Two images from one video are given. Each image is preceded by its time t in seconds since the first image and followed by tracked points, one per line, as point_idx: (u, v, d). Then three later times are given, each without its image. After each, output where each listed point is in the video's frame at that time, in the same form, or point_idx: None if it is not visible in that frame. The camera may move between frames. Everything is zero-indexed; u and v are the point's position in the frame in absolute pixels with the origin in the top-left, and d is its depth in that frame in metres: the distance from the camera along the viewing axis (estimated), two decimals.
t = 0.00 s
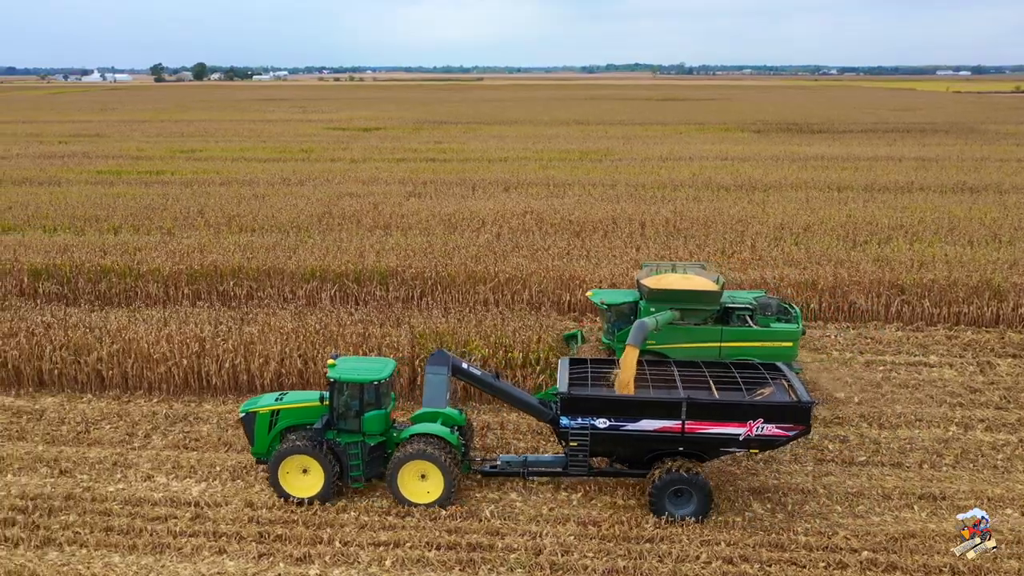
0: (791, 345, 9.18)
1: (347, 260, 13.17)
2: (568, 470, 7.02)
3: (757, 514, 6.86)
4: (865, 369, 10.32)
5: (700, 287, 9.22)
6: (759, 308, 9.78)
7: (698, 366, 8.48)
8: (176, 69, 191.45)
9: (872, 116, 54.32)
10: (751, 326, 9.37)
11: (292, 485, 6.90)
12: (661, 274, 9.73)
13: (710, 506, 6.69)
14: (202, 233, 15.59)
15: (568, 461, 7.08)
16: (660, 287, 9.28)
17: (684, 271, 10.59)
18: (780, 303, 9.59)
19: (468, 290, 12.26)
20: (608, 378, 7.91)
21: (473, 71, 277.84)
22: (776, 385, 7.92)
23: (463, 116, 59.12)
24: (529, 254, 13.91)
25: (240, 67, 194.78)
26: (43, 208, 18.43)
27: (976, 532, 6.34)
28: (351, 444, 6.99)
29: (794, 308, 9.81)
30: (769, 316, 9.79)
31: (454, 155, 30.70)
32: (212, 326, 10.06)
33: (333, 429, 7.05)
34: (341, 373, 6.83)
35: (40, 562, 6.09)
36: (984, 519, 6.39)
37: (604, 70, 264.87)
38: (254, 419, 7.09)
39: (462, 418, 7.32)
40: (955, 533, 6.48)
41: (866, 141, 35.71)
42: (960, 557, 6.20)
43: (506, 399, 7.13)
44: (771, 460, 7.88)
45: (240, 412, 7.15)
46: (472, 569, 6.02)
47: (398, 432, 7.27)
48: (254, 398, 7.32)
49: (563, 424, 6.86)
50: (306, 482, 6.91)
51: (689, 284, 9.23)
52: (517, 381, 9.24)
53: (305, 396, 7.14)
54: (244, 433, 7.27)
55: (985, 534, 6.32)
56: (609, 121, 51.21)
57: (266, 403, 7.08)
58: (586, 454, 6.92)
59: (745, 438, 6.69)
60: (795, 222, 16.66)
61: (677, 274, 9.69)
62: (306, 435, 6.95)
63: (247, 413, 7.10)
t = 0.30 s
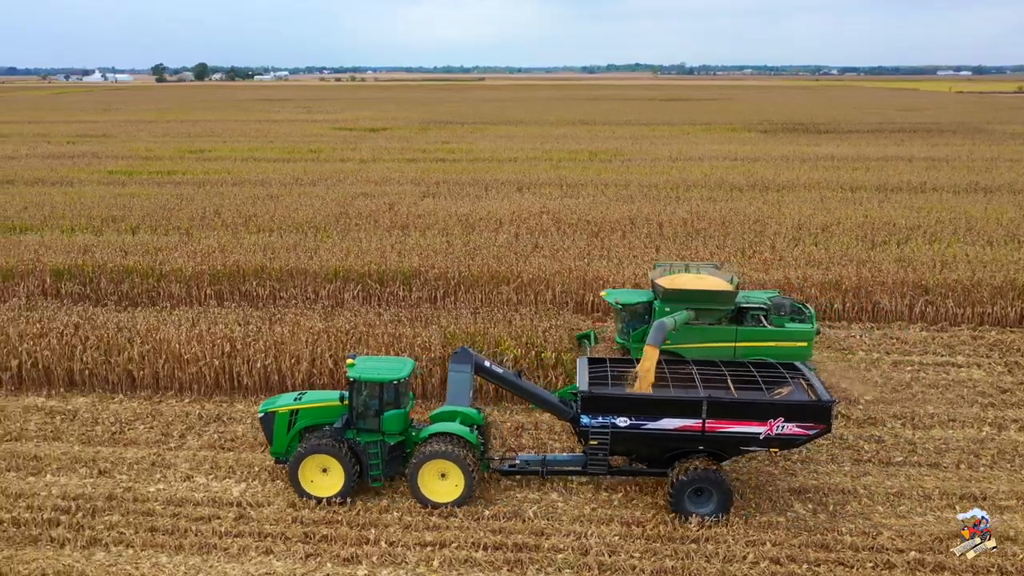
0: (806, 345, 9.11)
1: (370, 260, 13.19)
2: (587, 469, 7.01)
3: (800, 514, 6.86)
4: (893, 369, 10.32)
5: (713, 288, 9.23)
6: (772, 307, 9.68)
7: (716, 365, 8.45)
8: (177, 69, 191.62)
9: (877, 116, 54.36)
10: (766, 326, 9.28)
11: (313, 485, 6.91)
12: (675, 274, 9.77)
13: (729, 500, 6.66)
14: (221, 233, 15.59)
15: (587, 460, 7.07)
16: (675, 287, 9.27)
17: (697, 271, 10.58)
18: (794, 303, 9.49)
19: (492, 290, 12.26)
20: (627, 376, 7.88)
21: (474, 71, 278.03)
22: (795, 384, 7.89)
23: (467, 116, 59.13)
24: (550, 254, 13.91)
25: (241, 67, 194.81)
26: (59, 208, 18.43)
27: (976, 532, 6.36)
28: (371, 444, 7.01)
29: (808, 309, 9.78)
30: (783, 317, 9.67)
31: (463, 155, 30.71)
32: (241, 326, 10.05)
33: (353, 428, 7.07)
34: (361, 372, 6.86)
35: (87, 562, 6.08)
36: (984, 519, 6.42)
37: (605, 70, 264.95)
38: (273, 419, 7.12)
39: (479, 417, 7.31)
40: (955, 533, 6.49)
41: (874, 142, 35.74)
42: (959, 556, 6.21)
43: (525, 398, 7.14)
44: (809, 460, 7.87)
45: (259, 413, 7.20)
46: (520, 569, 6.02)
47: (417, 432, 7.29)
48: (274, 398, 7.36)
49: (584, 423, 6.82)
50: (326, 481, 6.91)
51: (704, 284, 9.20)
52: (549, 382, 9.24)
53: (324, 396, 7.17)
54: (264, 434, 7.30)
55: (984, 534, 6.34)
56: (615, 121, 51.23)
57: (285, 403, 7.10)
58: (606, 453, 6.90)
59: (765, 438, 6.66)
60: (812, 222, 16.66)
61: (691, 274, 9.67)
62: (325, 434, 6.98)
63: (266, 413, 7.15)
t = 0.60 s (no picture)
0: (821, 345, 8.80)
1: (392, 260, 13.19)
2: (605, 468, 7.00)
3: (843, 514, 6.86)
4: (921, 369, 10.31)
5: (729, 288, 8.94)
6: (786, 308, 9.59)
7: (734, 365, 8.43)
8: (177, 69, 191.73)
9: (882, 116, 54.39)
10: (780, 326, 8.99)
11: (332, 484, 6.92)
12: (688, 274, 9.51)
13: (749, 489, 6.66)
14: (239, 233, 15.60)
15: (605, 459, 7.06)
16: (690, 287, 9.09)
17: (710, 271, 10.45)
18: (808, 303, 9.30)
19: (516, 290, 12.26)
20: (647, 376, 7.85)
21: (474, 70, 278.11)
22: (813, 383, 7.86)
23: (472, 116, 59.17)
24: (570, 254, 13.90)
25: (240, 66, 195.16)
26: (74, 208, 18.43)
27: (976, 532, 6.36)
28: (391, 443, 7.02)
29: (822, 309, 9.61)
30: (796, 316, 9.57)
31: (473, 155, 30.72)
32: (270, 327, 10.04)
33: (372, 427, 7.08)
34: (381, 372, 6.87)
35: (135, 562, 6.08)
36: (984, 519, 6.41)
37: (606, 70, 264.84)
38: (292, 419, 7.10)
39: (498, 416, 7.30)
40: (955, 533, 6.50)
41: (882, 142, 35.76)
42: (959, 556, 6.24)
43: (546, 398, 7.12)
44: (846, 460, 7.86)
45: (278, 412, 7.18)
46: (568, 569, 6.02)
47: (436, 431, 7.29)
48: (291, 397, 7.33)
49: (603, 422, 6.79)
50: (346, 480, 6.92)
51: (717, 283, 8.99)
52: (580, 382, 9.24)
53: (342, 395, 7.16)
54: (283, 433, 7.29)
55: (984, 534, 6.35)
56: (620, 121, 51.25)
57: (304, 403, 7.09)
58: (625, 452, 6.88)
59: (785, 437, 6.65)
60: (829, 221, 16.66)
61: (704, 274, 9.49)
62: (345, 434, 7.00)
63: (284, 413, 7.12)
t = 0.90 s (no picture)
0: (832, 344, 8.70)
1: (412, 260, 13.19)
2: (621, 466, 7.01)
3: (881, 514, 6.86)
4: (947, 369, 10.29)
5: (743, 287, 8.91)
6: (798, 307, 9.46)
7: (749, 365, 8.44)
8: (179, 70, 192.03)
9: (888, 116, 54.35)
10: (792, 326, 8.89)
11: (348, 484, 6.94)
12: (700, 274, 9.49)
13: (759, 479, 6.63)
14: (256, 233, 15.61)
15: (620, 458, 7.06)
16: (704, 286, 9.03)
17: (722, 271, 10.42)
18: (820, 302, 9.15)
19: (537, 290, 12.25)
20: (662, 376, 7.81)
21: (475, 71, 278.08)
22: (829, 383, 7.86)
23: (476, 116, 59.17)
24: (589, 254, 13.89)
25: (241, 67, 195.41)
26: (89, 209, 18.45)
27: (976, 532, 6.36)
28: (407, 442, 7.04)
29: (834, 309, 9.40)
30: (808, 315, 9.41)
31: (481, 155, 30.72)
32: (296, 327, 10.05)
33: (388, 426, 7.11)
34: (396, 370, 6.92)
35: (178, 562, 6.09)
36: (984, 519, 6.39)
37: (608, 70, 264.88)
38: (307, 418, 7.15)
39: (513, 415, 7.28)
40: (955, 532, 6.50)
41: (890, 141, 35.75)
42: (959, 555, 6.25)
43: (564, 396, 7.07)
44: (879, 460, 7.86)
45: (294, 412, 7.24)
46: (611, 570, 6.02)
47: (452, 430, 7.32)
48: (307, 397, 7.39)
49: (620, 420, 6.79)
50: (362, 480, 6.94)
51: (731, 284, 8.98)
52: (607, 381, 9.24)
53: (357, 395, 7.20)
54: (299, 433, 7.35)
55: (985, 534, 6.34)
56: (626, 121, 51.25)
57: (319, 402, 7.14)
58: (641, 450, 6.88)
59: (801, 435, 6.66)
60: (845, 221, 16.64)
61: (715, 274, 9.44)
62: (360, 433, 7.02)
63: (300, 412, 7.18)
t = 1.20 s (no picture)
0: (839, 343, 8.94)
1: (430, 260, 13.19)
2: (632, 466, 7.01)
3: (915, 514, 6.85)
4: (970, 369, 10.27)
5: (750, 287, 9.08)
6: (805, 306, 9.52)
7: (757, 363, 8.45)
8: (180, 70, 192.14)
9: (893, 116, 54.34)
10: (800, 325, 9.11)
11: (359, 483, 6.95)
12: (708, 274, 9.65)
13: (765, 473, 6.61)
14: (271, 233, 15.62)
15: (631, 457, 7.04)
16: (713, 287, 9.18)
17: (730, 270, 10.41)
18: (828, 301, 9.25)
19: (556, 290, 12.24)
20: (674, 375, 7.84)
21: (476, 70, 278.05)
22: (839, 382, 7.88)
23: (479, 116, 59.21)
24: (606, 254, 13.89)
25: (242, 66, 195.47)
26: (102, 209, 18.47)
27: (976, 532, 6.33)
28: (417, 442, 7.07)
29: (842, 308, 9.48)
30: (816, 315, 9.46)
31: (489, 155, 30.73)
32: (319, 327, 10.05)
33: (398, 426, 7.14)
34: (407, 370, 6.92)
35: (216, 563, 6.08)
36: (984, 519, 6.36)
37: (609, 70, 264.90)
38: (318, 418, 7.14)
39: (522, 416, 7.33)
40: (954, 533, 6.47)
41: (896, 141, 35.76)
42: (956, 556, 6.23)
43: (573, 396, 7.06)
44: (909, 460, 7.84)
45: (305, 412, 7.22)
46: (649, 570, 6.02)
47: (462, 430, 7.35)
48: (318, 397, 7.38)
49: (631, 420, 6.78)
50: (373, 480, 6.96)
51: (741, 284, 9.13)
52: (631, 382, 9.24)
53: (368, 395, 7.20)
54: (309, 432, 7.33)
55: (985, 534, 6.32)
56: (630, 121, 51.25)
57: (330, 402, 7.13)
58: (651, 450, 6.88)
59: (812, 434, 6.68)
60: (859, 222, 16.64)
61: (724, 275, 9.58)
62: (371, 433, 7.06)
63: (311, 412, 7.17)
